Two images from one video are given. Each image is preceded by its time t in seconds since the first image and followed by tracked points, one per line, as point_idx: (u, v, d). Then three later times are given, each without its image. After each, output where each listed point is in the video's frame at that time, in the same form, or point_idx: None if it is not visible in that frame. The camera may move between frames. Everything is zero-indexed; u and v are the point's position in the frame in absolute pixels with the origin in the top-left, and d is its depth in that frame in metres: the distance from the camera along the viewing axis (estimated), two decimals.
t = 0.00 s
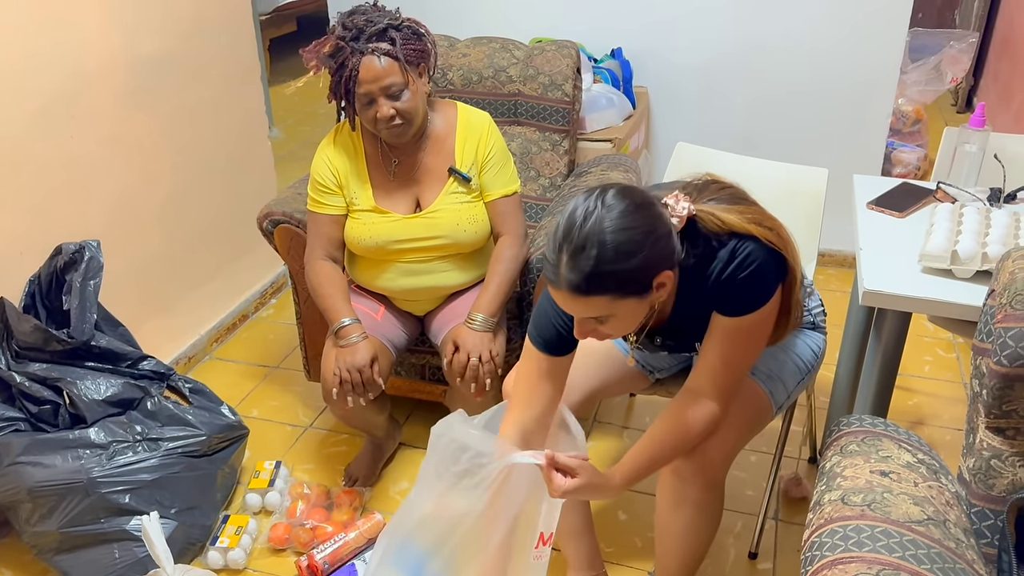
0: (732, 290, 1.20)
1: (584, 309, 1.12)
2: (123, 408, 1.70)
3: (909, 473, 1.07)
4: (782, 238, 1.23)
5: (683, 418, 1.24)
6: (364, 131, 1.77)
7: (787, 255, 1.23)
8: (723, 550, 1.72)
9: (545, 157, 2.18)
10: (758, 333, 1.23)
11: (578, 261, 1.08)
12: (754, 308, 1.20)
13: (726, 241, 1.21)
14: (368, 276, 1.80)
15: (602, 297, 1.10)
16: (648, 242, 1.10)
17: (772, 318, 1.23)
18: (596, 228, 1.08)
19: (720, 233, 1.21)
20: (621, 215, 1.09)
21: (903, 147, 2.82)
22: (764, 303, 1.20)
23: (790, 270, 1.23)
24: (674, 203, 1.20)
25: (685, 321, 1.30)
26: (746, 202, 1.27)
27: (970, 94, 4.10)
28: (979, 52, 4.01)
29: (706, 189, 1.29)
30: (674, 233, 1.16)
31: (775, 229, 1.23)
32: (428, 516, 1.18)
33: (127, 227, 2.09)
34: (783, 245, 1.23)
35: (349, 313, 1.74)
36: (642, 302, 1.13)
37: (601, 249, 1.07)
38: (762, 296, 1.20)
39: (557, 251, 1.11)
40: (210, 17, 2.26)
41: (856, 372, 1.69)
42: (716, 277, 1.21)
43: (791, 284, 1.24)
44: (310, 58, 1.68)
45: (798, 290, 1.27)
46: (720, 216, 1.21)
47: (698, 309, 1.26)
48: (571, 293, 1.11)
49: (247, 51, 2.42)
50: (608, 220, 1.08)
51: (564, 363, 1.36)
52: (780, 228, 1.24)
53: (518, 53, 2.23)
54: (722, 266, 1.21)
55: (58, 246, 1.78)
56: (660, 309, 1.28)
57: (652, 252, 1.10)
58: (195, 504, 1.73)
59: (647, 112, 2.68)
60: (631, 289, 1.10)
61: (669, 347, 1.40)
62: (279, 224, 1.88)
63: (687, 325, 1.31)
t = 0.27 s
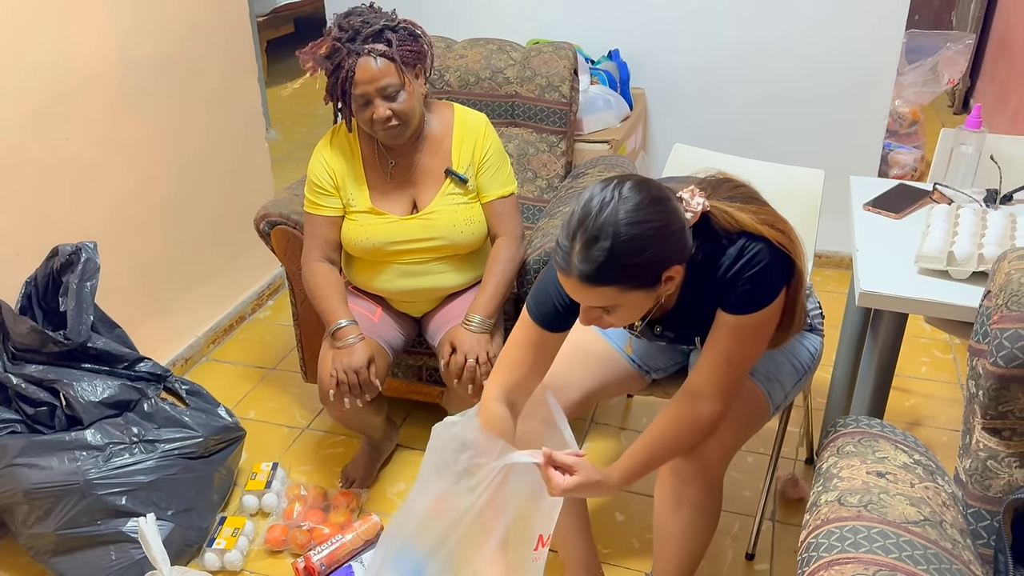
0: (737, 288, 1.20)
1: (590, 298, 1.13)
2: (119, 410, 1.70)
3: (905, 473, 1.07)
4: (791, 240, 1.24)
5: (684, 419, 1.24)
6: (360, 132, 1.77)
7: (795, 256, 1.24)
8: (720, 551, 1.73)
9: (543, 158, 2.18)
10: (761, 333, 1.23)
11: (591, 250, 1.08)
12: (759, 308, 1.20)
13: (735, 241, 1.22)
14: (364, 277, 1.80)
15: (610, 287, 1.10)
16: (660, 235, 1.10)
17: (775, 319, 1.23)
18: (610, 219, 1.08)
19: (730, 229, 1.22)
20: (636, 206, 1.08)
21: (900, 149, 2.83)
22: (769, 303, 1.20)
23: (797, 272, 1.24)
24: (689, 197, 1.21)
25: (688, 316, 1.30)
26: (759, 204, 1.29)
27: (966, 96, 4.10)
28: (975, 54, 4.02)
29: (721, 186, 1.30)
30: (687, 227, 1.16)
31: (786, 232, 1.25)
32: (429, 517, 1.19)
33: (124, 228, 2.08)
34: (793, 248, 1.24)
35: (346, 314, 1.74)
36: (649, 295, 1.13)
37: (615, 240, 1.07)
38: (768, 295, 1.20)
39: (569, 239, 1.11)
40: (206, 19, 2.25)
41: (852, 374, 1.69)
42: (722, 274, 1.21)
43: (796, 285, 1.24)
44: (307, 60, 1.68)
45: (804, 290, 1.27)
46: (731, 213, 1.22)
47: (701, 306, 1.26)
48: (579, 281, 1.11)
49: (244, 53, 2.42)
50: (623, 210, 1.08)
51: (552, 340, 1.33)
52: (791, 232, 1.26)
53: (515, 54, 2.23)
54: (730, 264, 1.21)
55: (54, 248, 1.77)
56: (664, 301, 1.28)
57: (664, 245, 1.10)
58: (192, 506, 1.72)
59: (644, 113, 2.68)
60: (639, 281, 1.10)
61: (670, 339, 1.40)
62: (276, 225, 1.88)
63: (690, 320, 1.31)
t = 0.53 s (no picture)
0: (728, 284, 1.20)
1: (574, 295, 1.13)
2: (118, 411, 1.70)
3: (903, 474, 1.07)
4: (781, 238, 1.23)
5: (680, 415, 1.25)
6: (359, 133, 1.77)
7: (785, 255, 1.23)
8: (718, 552, 1.73)
9: (542, 159, 2.18)
10: (753, 329, 1.23)
11: (571, 250, 1.09)
12: (749, 305, 1.20)
13: (724, 238, 1.21)
14: (363, 278, 1.80)
15: (592, 286, 1.11)
16: (643, 237, 1.10)
17: (767, 315, 1.23)
18: (592, 219, 1.08)
19: (719, 227, 1.21)
20: (618, 208, 1.09)
21: (898, 151, 2.83)
22: (758, 300, 1.20)
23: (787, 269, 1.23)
24: (677, 196, 1.19)
25: (681, 312, 1.30)
26: (750, 202, 1.27)
27: (965, 97, 4.11)
28: (973, 56, 4.02)
29: (713, 185, 1.29)
30: (673, 226, 1.16)
31: (776, 230, 1.23)
32: (429, 514, 1.16)
33: (123, 228, 2.09)
34: (783, 246, 1.23)
35: (345, 315, 1.74)
36: (633, 291, 1.13)
37: (596, 240, 1.08)
38: (757, 292, 1.20)
39: (551, 238, 1.12)
40: (206, 20, 2.26)
41: (851, 374, 1.69)
42: (713, 270, 1.22)
43: (787, 283, 1.24)
44: (305, 61, 1.67)
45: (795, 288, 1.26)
46: (719, 211, 1.21)
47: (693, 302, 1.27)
48: (561, 280, 1.12)
49: (243, 54, 2.42)
50: (604, 211, 1.09)
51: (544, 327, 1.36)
52: (781, 230, 1.25)
53: (514, 55, 2.24)
54: (720, 260, 1.21)
55: (53, 249, 1.77)
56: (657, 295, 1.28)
57: (646, 247, 1.11)
58: (191, 507, 1.72)
59: (643, 114, 2.68)
60: (620, 281, 1.11)
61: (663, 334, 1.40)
62: (275, 226, 1.88)
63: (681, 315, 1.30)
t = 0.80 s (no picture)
0: (714, 284, 1.21)
1: (553, 303, 1.14)
2: (118, 411, 1.70)
3: (902, 473, 1.07)
4: (766, 238, 1.23)
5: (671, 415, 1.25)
6: (359, 134, 1.78)
7: (770, 255, 1.23)
8: (718, 551, 1.73)
9: (541, 159, 2.18)
10: (740, 328, 1.22)
11: (545, 257, 1.10)
12: (736, 304, 1.20)
13: (706, 239, 1.22)
14: (363, 278, 1.80)
15: (569, 293, 1.11)
16: (618, 244, 1.10)
17: (754, 315, 1.23)
18: (566, 227, 1.09)
19: (700, 228, 1.23)
20: (593, 215, 1.09)
21: (897, 152, 2.82)
22: (743, 299, 1.20)
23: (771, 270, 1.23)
24: (657, 201, 1.20)
25: (668, 314, 1.31)
26: (734, 201, 1.27)
27: (964, 97, 4.11)
28: (972, 56, 4.03)
29: (695, 186, 1.30)
30: (651, 230, 1.17)
31: (759, 230, 1.23)
32: (425, 514, 1.16)
33: (123, 228, 2.09)
34: (767, 246, 1.23)
35: (345, 315, 1.75)
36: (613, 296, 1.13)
37: (569, 247, 1.08)
38: (743, 292, 1.20)
39: (526, 246, 1.12)
40: (206, 21, 2.26)
41: (850, 374, 1.70)
42: (698, 270, 1.22)
43: (774, 282, 1.24)
44: (305, 61, 1.68)
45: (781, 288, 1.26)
46: (699, 213, 1.22)
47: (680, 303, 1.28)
48: (538, 287, 1.12)
49: (242, 55, 2.42)
50: (579, 219, 1.09)
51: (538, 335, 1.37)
52: (765, 229, 1.25)
53: (513, 55, 2.24)
54: (704, 261, 1.22)
55: (54, 249, 1.77)
56: (642, 297, 1.28)
57: (622, 254, 1.11)
58: (191, 506, 1.73)
59: (642, 115, 2.68)
60: (596, 287, 1.11)
61: (652, 337, 1.41)
62: (274, 226, 1.88)
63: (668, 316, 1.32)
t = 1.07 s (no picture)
0: (708, 284, 1.21)
1: (548, 318, 1.14)
2: (120, 410, 1.70)
3: (902, 472, 1.07)
4: (758, 236, 1.23)
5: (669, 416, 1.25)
6: (361, 134, 1.78)
7: (762, 253, 1.23)
8: (719, 550, 1.73)
9: (542, 159, 2.19)
10: (736, 327, 1.22)
11: (537, 276, 1.10)
12: (730, 302, 1.20)
13: (697, 240, 1.22)
14: (364, 278, 1.81)
15: (564, 308, 1.11)
16: (610, 259, 1.10)
17: (750, 313, 1.23)
18: (555, 244, 1.09)
19: (690, 232, 1.22)
20: (583, 230, 1.09)
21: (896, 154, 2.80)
22: (737, 298, 1.20)
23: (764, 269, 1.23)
24: (644, 210, 1.20)
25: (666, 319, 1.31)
26: (723, 200, 1.27)
27: (965, 98, 4.11)
28: (973, 56, 4.03)
29: (681, 190, 1.30)
30: (642, 240, 1.17)
31: (749, 227, 1.23)
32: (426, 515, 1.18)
33: (124, 228, 2.09)
34: (758, 244, 1.23)
35: (346, 314, 1.75)
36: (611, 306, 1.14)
37: (560, 265, 1.08)
38: (737, 290, 1.20)
39: (517, 266, 1.12)
40: (208, 21, 2.26)
41: (850, 374, 1.70)
42: (691, 271, 1.22)
43: (768, 281, 1.24)
44: (307, 61, 1.68)
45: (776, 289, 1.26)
46: (688, 218, 1.21)
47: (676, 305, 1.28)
48: (532, 305, 1.12)
49: (244, 55, 2.42)
50: (568, 236, 1.09)
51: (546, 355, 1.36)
52: (755, 227, 1.25)
53: (514, 56, 2.24)
54: (696, 262, 1.22)
55: (56, 249, 1.78)
56: (639, 305, 1.28)
57: (614, 268, 1.11)
58: (193, 505, 1.73)
59: (643, 115, 2.69)
60: (591, 302, 1.11)
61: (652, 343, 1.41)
62: (276, 226, 1.89)
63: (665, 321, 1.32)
